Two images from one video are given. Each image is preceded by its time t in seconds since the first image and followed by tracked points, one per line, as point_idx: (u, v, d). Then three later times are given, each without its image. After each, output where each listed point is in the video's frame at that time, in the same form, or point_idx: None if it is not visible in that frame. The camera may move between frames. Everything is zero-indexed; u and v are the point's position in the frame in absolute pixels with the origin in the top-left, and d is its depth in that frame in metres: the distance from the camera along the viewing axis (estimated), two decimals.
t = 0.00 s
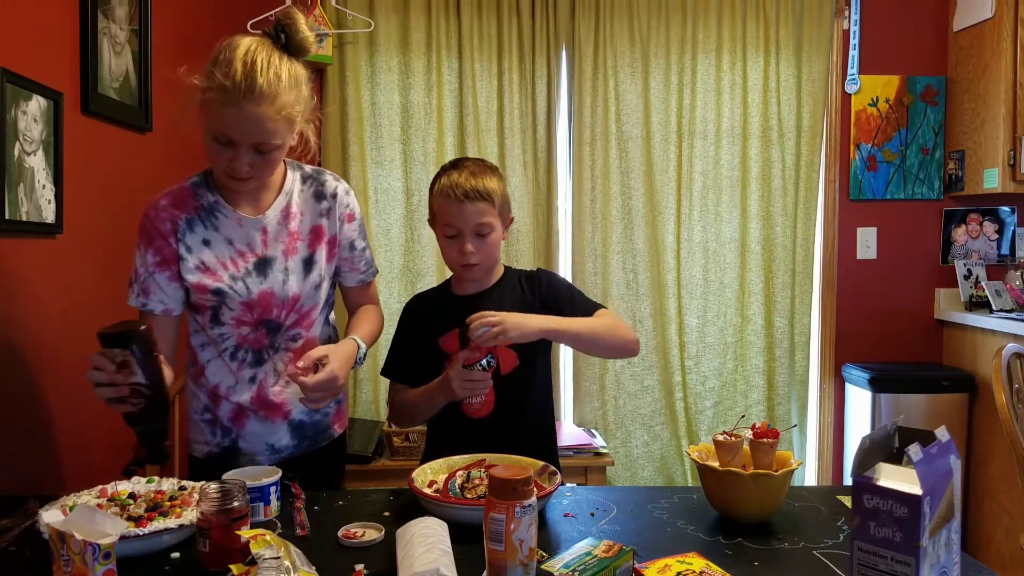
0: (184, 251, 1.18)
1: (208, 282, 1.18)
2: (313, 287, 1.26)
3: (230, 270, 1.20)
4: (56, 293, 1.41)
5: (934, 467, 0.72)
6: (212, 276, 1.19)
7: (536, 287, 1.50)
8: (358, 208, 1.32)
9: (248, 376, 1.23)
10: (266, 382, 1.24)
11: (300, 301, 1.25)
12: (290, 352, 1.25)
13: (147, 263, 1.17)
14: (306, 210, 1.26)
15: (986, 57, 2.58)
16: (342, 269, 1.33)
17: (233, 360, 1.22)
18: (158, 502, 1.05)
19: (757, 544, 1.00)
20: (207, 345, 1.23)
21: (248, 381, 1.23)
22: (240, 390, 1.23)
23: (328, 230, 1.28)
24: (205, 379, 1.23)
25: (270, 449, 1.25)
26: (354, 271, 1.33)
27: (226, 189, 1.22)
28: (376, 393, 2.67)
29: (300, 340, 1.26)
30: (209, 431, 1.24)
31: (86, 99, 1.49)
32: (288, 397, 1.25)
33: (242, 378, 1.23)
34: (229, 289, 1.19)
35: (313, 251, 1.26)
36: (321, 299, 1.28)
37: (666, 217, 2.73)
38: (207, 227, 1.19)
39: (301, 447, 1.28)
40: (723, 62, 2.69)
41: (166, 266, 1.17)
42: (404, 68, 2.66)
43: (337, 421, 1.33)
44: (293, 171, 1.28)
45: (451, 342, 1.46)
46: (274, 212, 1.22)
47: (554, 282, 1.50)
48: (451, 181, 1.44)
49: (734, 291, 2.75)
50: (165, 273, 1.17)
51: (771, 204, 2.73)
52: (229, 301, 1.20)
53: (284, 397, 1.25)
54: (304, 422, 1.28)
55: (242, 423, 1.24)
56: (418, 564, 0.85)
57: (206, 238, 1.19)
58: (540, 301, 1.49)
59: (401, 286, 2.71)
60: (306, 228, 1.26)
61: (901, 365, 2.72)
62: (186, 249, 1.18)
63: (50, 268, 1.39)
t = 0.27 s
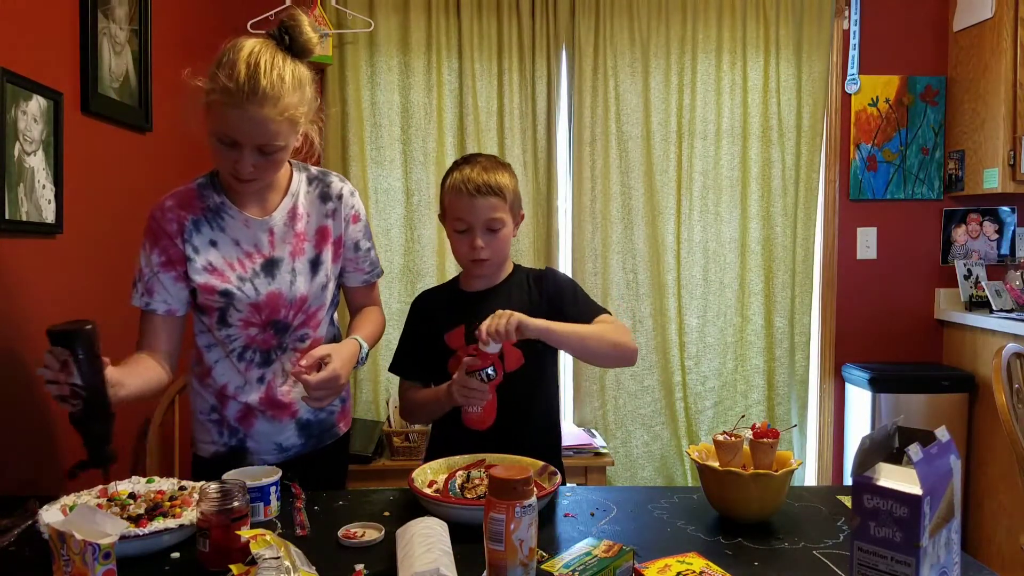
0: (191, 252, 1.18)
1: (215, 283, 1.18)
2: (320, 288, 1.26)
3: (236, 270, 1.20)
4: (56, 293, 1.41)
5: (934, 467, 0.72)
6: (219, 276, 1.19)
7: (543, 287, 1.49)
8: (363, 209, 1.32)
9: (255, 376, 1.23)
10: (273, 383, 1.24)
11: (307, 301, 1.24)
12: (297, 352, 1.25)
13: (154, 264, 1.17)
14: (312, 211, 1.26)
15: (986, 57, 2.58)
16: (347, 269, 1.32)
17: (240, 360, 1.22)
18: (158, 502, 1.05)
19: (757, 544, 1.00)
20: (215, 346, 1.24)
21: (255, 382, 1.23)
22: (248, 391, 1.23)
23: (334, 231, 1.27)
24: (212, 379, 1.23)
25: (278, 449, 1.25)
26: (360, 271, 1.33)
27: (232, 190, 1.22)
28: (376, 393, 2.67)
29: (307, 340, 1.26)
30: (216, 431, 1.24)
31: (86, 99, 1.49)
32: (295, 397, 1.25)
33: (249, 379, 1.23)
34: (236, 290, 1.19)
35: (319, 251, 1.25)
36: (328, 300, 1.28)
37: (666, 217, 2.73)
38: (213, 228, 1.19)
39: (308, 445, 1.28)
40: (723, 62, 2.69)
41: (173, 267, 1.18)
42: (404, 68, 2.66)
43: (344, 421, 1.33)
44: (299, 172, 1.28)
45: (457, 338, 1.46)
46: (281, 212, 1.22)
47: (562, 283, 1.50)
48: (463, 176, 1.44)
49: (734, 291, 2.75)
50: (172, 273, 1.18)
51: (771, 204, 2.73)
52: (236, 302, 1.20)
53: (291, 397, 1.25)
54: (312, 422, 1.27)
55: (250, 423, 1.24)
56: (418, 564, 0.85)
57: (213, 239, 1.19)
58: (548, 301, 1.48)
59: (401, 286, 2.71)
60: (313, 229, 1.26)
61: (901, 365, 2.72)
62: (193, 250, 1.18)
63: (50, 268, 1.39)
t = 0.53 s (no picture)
0: (190, 251, 1.18)
1: (213, 282, 1.18)
2: (317, 287, 1.26)
3: (234, 269, 1.20)
4: (56, 292, 1.41)
5: (934, 467, 0.72)
6: (216, 275, 1.19)
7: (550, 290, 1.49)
8: (361, 209, 1.32)
9: (253, 375, 1.23)
10: (271, 382, 1.24)
11: (304, 301, 1.24)
12: (294, 352, 1.25)
13: (154, 262, 1.18)
14: (310, 211, 1.26)
15: (986, 56, 2.58)
16: (345, 269, 1.32)
17: (238, 359, 1.22)
18: (158, 502, 1.05)
19: (757, 544, 1.00)
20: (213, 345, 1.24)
21: (253, 381, 1.23)
22: (246, 389, 1.23)
23: (331, 230, 1.27)
24: (211, 378, 1.23)
25: (276, 448, 1.25)
26: (358, 271, 1.33)
27: (230, 190, 1.22)
28: (376, 394, 2.67)
29: (304, 339, 1.26)
30: (215, 430, 1.24)
31: (86, 99, 1.49)
32: (293, 396, 1.25)
33: (247, 377, 1.23)
34: (233, 289, 1.19)
35: (317, 251, 1.25)
36: (326, 299, 1.28)
37: (666, 217, 2.73)
38: (212, 227, 1.19)
39: (307, 445, 1.28)
40: (723, 62, 2.69)
41: (172, 265, 1.18)
42: (404, 68, 2.66)
43: (344, 420, 1.33)
44: (297, 172, 1.28)
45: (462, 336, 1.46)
46: (278, 212, 1.22)
47: (570, 287, 1.49)
48: (468, 174, 1.44)
49: (734, 291, 2.75)
50: (171, 271, 1.18)
51: (771, 204, 2.73)
52: (233, 301, 1.20)
53: (289, 396, 1.25)
54: (311, 421, 1.27)
55: (248, 422, 1.24)
56: (418, 564, 0.85)
57: (211, 238, 1.19)
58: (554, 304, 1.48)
59: (401, 286, 2.70)
60: (310, 228, 1.25)
61: (901, 365, 2.72)
62: (191, 249, 1.18)
63: (50, 268, 1.39)
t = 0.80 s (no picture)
0: (194, 249, 1.19)
1: (217, 280, 1.19)
2: (322, 287, 1.25)
3: (238, 268, 1.20)
4: (56, 292, 1.41)
5: (934, 467, 0.72)
6: (221, 274, 1.19)
7: (555, 291, 1.49)
8: (366, 209, 1.31)
9: (258, 374, 1.23)
10: (276, 381, 1.24)
11: (309, 300, 1.24)
12: (300, 351, 1.25)
13: (157, 260, 1.18)
14: (315, 211, 1.26)
15: (986, 56, 2.58)
16: (350, 269, 1.31)
17: (242, 358, 1.22)
18: (158, 502, 1.05)
19: (757, 544, 1.00)
20: (219, 343, 1.24)
21: (258, 380, 1.23)
22: (251, 389, 1.23)
23: (337, 230, 1.27)
24: (216, 377, 1.24)
25: (282, 447, 1.25)
26: (363, 272, 1.32)
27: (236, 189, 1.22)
28: (376, 394, 2.67)
29: (309, 339, 1.25)
30: (220, 430, 1.24)
31: (86, 99, 1.49)
32: (298, 396, 1.25)
33: (252, 377, 1.23)
34: (237, 288, 1.19)
35: (321, 250, 1.25)
36: (330, 299, 1.27)
37: (666, 217, 2.73)
38: (217, 226, 1.20)
39: (312, 444, 1.28)
40: (723, 62, 2.69)
41: (175, 263, 1.19)
42: (404, 68, 2.66)
43: (348, 420, 1.33)
44: (303, 172, 1.27)
45: (465, 336, 1.46)
46: (283, 212, 1.22)
47: (575, 288, 1.49)
48: (470, 176, 1.43)
49: (734, 291, 2.75)
50: (174, 270, 1.19)
51: (771, 204, 2.73)
52: (238, 300, 1.20)
53: (294, 396, 1.25)
54: (316, 421, 1.27)
55: (254, 421, 1.24)
56: (418, 564, 0.85)
57: (216, 237, 1.20)
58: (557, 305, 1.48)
59: (401, 285, 2.70)
60: (315, 228, 1.25)
61: (901, 365, 2.72)
62: (196, 248, 1.19)
63: (50, 268, 1.39)
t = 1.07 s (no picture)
0: (191, 249, 1.19)
1: (213, 280, 1.19)
2: (318, 286, 1.25)
3: (234, 268, 1.20)
4: (56, 292, 1.41)
5: (934, 467, 0.72)
6: (217, 274, 1.19)
7: (558, 293, 1.49)
8: (364, 208, 1.31)
9: (254, 374, 1.23)
10: (273, 381, 1.24)
11: (304, 300, 1.24)
12: (296, 351, 1.24)
13: (155, 260, 1.19)
14: (311, 210, 1.26)
15: (986, 56, 2.58)
16: (348, 269, 1.31)
17: (238, 358, 1.22)
18: (158, 502, 1.05)
19: (757, 544, 1.00)
20: (216, 343, 1.24)
21: (254, 380, 1.23)
22: (248, 388, 1.23)
23: (333, 230, 1.26)
24: (214, 376, 1.24)
25: (279, 447, 1.25)
26: (361, 271, 1.31)
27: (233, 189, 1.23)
28: (376, 394, 2.67)
29: (305, 339, 1.25)
30: (219, 430, 1.24)
31: (86, 99, 1.49)
32: (295, 396, 1.25)
33: (248, 376, 1.23)
34: (232, 288, 1.19)
35: (317, 250, 1.25)
36: (327, 299, 1.27)
37: (667, 217, 2.73)
38: (213, 225, 1.20)
39: (310, 444, 1.27)
40: (723, 62, 2.69)
41: (172, 263, 1.19)
42: (404, 68, 2.66)
43: (347, 420, 1.33)
44: (300, 171, 1.27)
45: (468, 336, 1.46)
46: (279, 211, 1.22)
47: (579, 293, 1.50)
48: (477, 177, 1.43)
49: (734, 291, 2.75)
50: (171, 269, 1.19)
51: (771, 204, 2.73)
52: (233, 299, 1.20)
53: (290, 396, 1.24)
54: (314, 421, 1.27)
55: (251, 421, 1.24)
56: (418, 564, 0.85)
57: (212, 237, 1.20)
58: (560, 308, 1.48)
59: (401, 285, 2.70)
60: (311, 227, 1.25)
61: (901, 365, 2.72)
62: (192, 247, 1.19)
63: (50, 268, 1.39)
